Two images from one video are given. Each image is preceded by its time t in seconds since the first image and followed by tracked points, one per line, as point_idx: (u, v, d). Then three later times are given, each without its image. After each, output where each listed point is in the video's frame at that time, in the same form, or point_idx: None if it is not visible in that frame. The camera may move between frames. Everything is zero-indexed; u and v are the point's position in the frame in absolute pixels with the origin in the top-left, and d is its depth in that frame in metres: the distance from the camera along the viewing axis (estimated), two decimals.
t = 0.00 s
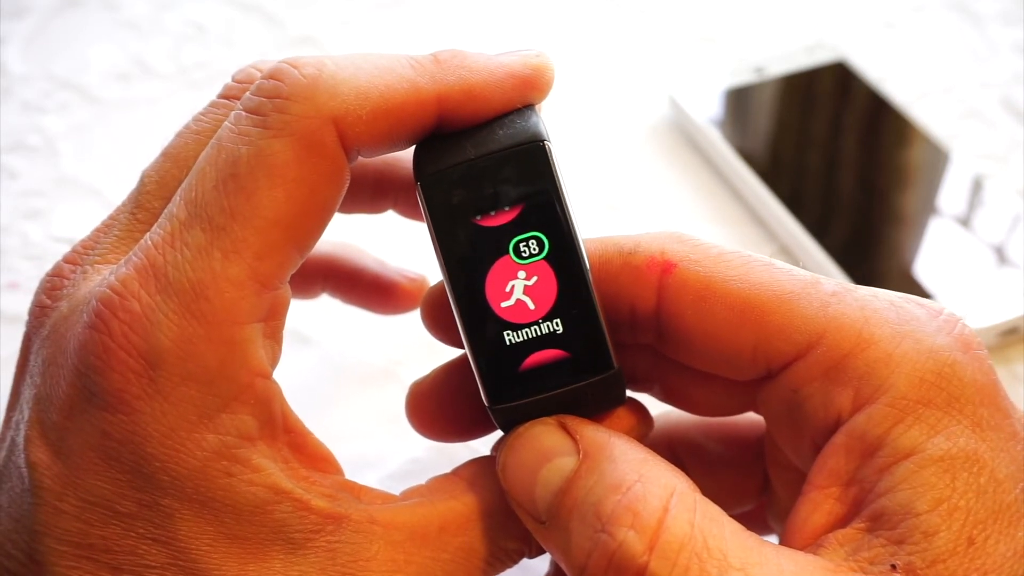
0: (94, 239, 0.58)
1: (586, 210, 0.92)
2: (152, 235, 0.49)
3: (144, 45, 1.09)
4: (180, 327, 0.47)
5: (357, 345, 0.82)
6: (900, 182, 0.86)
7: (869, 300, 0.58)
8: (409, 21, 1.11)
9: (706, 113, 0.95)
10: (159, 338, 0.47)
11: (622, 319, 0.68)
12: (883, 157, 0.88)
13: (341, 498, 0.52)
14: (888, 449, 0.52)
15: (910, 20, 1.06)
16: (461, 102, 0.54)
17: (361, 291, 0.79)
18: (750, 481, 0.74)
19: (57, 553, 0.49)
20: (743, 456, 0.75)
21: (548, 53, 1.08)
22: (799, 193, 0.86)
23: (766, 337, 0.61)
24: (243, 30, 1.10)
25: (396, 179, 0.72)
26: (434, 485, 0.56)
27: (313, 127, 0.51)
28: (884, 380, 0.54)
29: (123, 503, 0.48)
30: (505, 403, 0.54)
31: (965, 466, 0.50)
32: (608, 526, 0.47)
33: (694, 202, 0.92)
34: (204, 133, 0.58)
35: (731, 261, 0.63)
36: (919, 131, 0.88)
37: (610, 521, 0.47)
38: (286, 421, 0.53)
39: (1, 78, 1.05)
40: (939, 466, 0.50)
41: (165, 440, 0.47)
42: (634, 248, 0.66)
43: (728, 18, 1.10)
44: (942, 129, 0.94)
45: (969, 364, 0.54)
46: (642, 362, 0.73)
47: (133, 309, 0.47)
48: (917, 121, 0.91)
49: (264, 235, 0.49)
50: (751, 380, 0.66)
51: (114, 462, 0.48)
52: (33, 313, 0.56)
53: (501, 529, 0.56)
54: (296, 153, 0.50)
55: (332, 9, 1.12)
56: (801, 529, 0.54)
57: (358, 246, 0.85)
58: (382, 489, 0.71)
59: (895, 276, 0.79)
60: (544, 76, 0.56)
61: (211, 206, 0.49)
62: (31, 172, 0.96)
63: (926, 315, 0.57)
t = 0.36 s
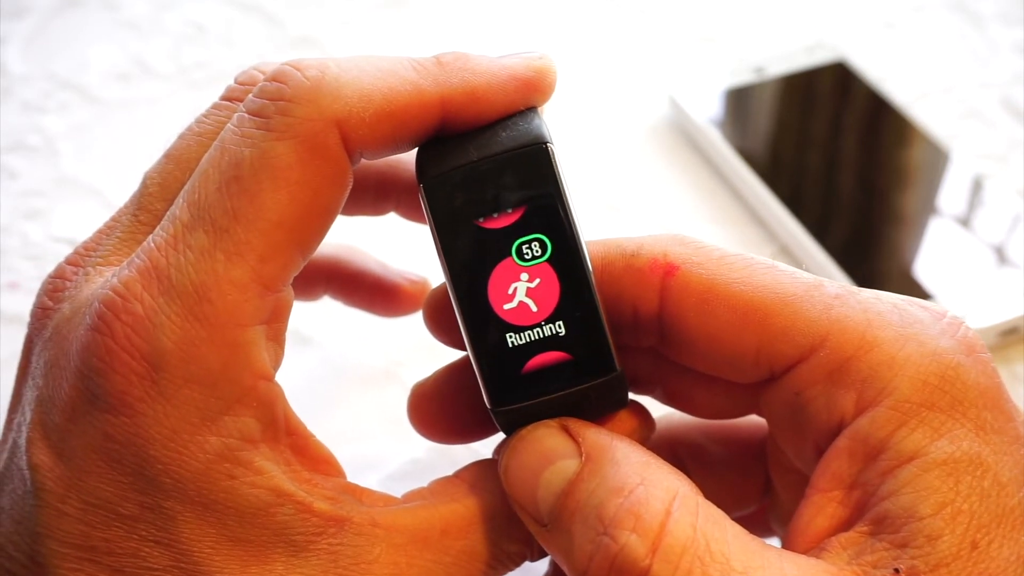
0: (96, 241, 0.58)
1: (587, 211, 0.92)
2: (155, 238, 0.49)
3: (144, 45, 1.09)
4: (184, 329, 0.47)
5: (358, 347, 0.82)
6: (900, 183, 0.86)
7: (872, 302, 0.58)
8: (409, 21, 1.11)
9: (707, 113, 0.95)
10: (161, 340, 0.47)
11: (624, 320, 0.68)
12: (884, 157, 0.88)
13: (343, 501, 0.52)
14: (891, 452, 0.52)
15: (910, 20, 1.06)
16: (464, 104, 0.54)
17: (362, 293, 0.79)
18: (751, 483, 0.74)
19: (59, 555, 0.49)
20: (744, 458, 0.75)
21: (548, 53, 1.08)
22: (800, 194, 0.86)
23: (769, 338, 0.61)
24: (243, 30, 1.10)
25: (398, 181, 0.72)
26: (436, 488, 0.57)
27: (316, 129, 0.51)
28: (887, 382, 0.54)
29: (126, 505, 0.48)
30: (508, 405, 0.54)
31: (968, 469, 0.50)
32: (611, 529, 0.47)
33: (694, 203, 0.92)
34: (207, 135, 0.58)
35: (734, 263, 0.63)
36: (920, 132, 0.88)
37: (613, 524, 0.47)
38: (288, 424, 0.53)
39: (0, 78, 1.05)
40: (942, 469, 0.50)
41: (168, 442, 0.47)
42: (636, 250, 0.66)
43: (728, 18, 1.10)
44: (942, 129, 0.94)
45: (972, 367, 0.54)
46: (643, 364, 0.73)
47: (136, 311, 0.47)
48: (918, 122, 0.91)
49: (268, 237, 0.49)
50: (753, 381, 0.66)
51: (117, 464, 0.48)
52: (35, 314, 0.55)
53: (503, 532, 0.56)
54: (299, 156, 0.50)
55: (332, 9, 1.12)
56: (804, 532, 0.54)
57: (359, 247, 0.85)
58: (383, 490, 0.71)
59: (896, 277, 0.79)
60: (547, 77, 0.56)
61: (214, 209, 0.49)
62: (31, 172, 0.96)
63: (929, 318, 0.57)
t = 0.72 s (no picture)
0: (97, 240, 0.58)
1: (587, 211, 0.92)
2: (156, 236, 0.49)
3: (144, 45, 1.09)
4: (184, 328, 0.47)
5: (358, 346, 0.82)
6: (900, 183, 0.86)
7: (871, 301, 0.58)
8: (409, 21, 1.11)
9: (707, 113, 0.95)
10: (161, 339, 0.47)
11: (624, 319, 0.68)
12: (883, 157, 0.88)
13: (343, 500, 0.52)
14: (890, 450, 0.52)
15: (910, 20, 1.06)
16: (463, 103, 0.54)
17: (362, 293, 0.79)
18: (751, 482, 0.74)
19: (59, 553, 0.49)
20: (743, 457, 0.75)
21: (548, 53, 1.08)
22: (799, 193, 0.86)
23: (768, 337, 0.61)
24: (244, 30, 1.10)
25: (398, 180, 0.72)
26: (436, 487, 0.57)
27: (316, 128, 0.51)
28: (887, 381, 0.54)
29: (126, 504, 0.48)
30: (507, 403, 0.54)
31: (968, 468, 0.50)
32: (611, 527, 0.47)
33: (694, 202, 0.92)
34: (207, 134, 0.58)
35: (733, 262, 0.63)
36: (919, 131, 0.89)
37: (612, 523, 0.47)
38: (288, 422, 0.53)
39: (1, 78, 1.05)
40: (941, 468, 0.50)
41: (168, 441, 0.47)
42: (636, 248, 0.66)
43: (728, 19, 1.10)
44: (942, 129, 0.94)
45: (972, 366, 0.54)
46: (643, 363, 0.73)
47: (136, 310, 0.47)
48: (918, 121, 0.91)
49: (268, 236, 0.49)
50: (753, 380, 0.66)
51: (117, 463, 0.48)
52: (35, 314, 0.56)
53: (502, 532, 0.56)
54: (299, 155, 0.50)
55: (332, 9, 1.12)
56: (803, 531, 0.54)
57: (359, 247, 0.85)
58: (383, 490, 0.71)
59: (895, 277, 0.79)
60: (546, 77, 0.56)
61: (214, 207, 0.49)
62: (31, 172, 0.96)
63: (928, 316, 0.57)
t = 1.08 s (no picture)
0: (97, 240, 0.58)
1: (587, 211, 0.92)
2: (156, 237, 0.49)
3: (144, 45, 1.09)
4: (185, 328, 0.47)
5: (358, 346, 0.82)
6: (900, 182, 0.86)
7: (872, 300, 0.58)
8: (409, 21, 1.11)
9: (707, 113, 0.95)
10: (162, 339, 0.47)
11: (624, 319, 0.68)
12: (884, 157, 0.88)
13: (343, 501, 0.52)
14: (892, 449, 0.52)
15: (910, 20, 1.06)
16: (463, 103, 0.54)
17: (362, 292, 0.79)
18: (751, 482, 0.74)
19: (59, 554, 0.49)
20: (743, 457, 0.75)
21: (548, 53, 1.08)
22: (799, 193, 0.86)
23: (769, 336, 0.61)
24: (244, 30, 1.10)
25: (397, 180, 0.72)
26: (436, 488, 0.57)
27: (316, 128, 0.51)
28: (888, 380, 0.54)
29: (125, 505, 0.48)
30: (508, 403, 0.54)
31: (969, 467, 0.50)
32: (612, 527, 0.47)
33: (694, 202, 0.92)
34: (207, 134, 0.58)
35: (734, 262, 0.63)
36: (919, 131, 0.88)
37: (613, 523, 0.47)
38: (289, 423, 0.53)
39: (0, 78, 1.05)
40: (943, 467, 0.50)
41: (168, 442, 0.47)
42: (636, 248, 0.66)
43: (728, 19, 1.10)
44: (942, 129, 0.94)
45: (973, 364, 0.54)
46: (643, 363, 0.73)
47: (137, 310, 0.47)
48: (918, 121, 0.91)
49: (268, 236, 0.49)
50: (753, 380, 0.66)
51: (117, 464, 0.48)
52: (35, 314, 0.56)
53: (503, 532, 0.56)
54: (299, 154, 0.50)
55: (332, 9, 1.12)
56: (805, 531, 0.54)
57: (359, 247, 0.85)
58: (382, 490, 0.71)
59: (896, 276, 0.79)
60: (546, 76, 0.56)
61: (214, 207, 0.49)
62: (31, 172, 0.96)
63: (929, 315, 0.57)
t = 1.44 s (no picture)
0: (98, 241, 0.58)
1: (587, 211, 0.92)
2: (157, 238, 0.49)
3: (144, 45, 1.09)
4: (187, 328, 0.47)
5: (358, 346, 0.82)
6: (901, 183, 0.86)
7: (873, 300, 0.58)
8: (409, 21, 1.11)
9: (707, 113, 0.95)
10: (163, 341, 0.47)
11: (625, 319, 0.68)
12: (884, 157, 0.88)
13: (344, 501, 0.52)
14: (894, 449, 0.52)
15: (910, 20, 1.06)
16: (465, 103, 0.54)
17: (362, 293, 0.79)
18: (752, 482, 0.74)
19: (60, 555, 0.49)
20: (744, 457, 0.75)
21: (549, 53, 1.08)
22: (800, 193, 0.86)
23: (770, 336, 0.61)
24: (243, 30, 1.10)
25: (398, 180, 0.72)
26: (437, 489, 0.57)
27: (318, 128, 0.51)
28: (889, 380, 0.54)
29: (127, 506, 0.48)
30: (509, 404, 0.54)
31: (971, 467, 0.50)
32: (615, 527, 0.47)
33: (694, 203, 0.92)
34: (208, 134, 0.58)
35: (735, 262, 0.63)
36: (920, 131, 0.89)
37: (616, 522, 0.47)
38: (290, 424, 0.53)
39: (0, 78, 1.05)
40: (945, 467, 0.50)
41: (170, 443, 0.47)
42: (637, 249, 0.66)
43: (729, 19, 1.10)
44: (942, 129, 0.94)
45: (975, 365, 0.54)
46: (644, 364, 0.73)
47: (138, 311, 0.47)
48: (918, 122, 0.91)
49: (270, 236, 0.49)
50: (755, 380, 0.66)
51: (118, 465, 0.48)
52: (36, 315, 0.56)
53: (503, 533, 0.56)
54: (301, 155, 0.50)
55: (332, 9, 1.12)
56: (807, 531, 0.54)
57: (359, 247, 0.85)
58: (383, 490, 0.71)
59: (896, 277, 0.79)
60: (547, 76, 0.56)
61: (216, 208, 0.49)
62: (31, 172, 0.96)
63: (931, 315, 0.57)
